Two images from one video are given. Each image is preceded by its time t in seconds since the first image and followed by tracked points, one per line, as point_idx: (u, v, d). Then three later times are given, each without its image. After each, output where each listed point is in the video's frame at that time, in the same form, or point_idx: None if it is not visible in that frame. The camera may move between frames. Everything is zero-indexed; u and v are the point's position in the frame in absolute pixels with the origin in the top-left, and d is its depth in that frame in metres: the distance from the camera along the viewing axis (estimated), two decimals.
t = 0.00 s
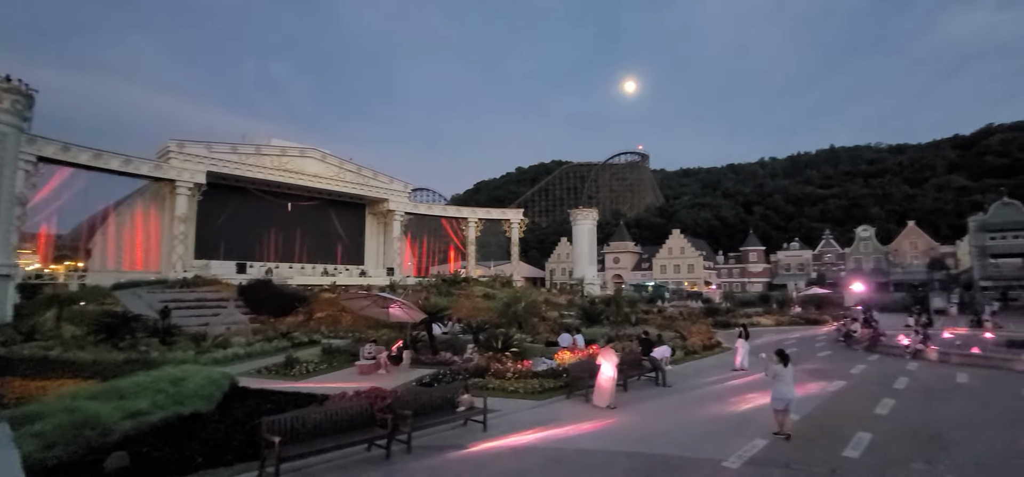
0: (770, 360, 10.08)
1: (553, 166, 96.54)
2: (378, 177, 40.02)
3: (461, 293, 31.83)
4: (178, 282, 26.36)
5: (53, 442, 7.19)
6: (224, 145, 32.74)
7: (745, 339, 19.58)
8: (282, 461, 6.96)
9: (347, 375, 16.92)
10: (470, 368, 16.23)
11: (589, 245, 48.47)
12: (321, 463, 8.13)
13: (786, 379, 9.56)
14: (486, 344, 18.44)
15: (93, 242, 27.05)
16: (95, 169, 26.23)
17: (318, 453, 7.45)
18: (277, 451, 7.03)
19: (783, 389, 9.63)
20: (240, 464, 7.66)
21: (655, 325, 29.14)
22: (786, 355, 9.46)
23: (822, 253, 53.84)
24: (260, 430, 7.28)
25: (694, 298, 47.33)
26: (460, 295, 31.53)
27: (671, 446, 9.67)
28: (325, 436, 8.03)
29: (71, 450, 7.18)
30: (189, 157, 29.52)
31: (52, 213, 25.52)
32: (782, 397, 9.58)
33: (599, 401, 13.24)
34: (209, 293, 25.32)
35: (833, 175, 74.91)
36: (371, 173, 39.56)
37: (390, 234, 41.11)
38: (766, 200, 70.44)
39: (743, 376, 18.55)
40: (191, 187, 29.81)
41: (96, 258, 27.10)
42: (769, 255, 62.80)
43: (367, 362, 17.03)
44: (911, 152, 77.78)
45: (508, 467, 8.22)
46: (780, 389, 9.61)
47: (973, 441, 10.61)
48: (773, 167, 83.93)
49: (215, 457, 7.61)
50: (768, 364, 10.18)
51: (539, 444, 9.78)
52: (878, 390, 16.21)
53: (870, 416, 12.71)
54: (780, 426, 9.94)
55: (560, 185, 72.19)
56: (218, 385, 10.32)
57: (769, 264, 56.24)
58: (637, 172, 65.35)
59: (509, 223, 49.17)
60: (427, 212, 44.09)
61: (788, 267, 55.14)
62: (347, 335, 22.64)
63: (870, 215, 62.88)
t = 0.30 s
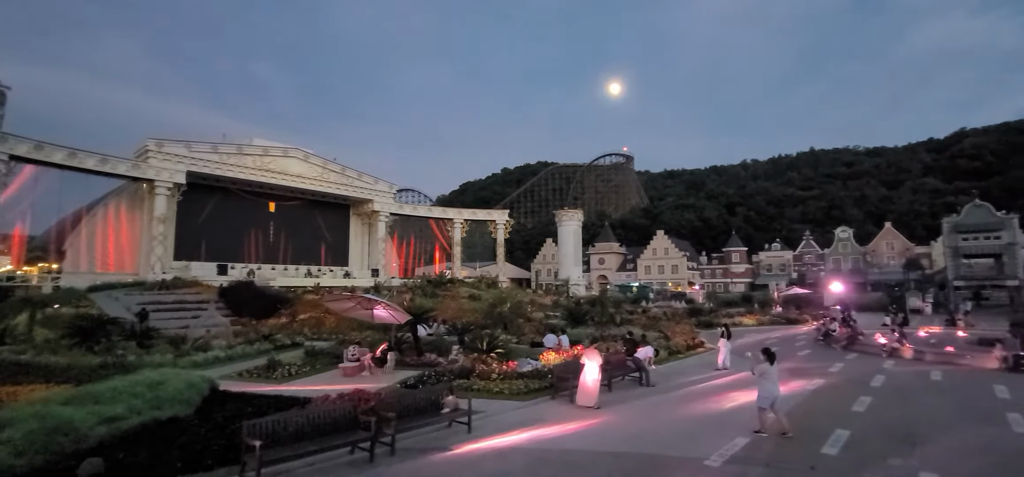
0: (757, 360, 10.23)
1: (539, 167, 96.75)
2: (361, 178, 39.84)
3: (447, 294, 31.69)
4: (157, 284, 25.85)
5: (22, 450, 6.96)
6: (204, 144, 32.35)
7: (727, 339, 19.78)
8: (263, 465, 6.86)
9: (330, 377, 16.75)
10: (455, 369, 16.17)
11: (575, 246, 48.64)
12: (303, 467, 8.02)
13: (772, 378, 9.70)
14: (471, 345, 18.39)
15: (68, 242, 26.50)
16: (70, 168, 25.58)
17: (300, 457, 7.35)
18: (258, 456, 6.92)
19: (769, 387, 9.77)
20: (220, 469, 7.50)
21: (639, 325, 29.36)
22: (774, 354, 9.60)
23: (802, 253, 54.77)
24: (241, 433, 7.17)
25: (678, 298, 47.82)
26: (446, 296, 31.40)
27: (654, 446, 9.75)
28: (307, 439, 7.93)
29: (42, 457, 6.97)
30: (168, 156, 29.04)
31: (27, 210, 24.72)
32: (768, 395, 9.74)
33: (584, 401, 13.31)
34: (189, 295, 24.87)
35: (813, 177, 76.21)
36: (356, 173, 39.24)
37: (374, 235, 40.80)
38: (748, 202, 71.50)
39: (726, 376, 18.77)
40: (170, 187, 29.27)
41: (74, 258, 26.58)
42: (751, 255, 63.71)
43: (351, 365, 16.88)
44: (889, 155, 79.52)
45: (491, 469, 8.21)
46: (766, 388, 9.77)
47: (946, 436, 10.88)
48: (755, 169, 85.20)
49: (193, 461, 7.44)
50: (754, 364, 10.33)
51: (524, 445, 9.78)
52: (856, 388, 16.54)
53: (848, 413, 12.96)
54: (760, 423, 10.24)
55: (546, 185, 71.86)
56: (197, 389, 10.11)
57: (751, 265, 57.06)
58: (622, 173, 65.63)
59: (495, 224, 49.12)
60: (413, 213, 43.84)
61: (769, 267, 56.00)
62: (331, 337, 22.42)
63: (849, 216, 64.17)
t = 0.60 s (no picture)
0: (751, 360, 10.33)
1: (528, 169, 96.84)
2: (350, 177, 39.47)
3: (435, 295, 31.57)
4: (140, 285, 25.44)
5: None
6: (189, 143, 31.90)
7: (713, 340, 19.90)
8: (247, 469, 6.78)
9: (317, 379, 16.64)
10: (443, 370, 16.10)
11: (563, 247, 48.73)
12: (289, 470, 7.95)
13: (767, 378, 9.77)
14: (459, 347, 18.33)
15: (48, 242, 25.60)
16: (50, 167, 25.06)
17: (286, 460, 7.27)
18: (242, 459, 6.82)
19: (763, 387, 9.83)
20: (203, 473, 7.36)
21: (627, 326, 29.50)
22: (768, 355, 9.69)
23: (787, 255, 55.48)
24: (224, 436, 7.07)
25: (665, 300, 48.18)
26: (434, 297, 31.30)
27: (642, 446, 9.80)
28: (294, 442, 7.84)
29: (19, 463, 6.80)
30: (152, 155, 28.61)
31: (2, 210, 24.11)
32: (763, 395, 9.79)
33: (572, 402, 13.32)
34: (173, 296, 24.50)
35: (797, 180, 77.29)
36: (344, 173, 38.91)
37: (362, 236, 40.54)
38: (734, 204, 72.28)
39: (712, 376, 18.95)
40: (154, 187, 28.83)
41: (53, 259, 25.81)
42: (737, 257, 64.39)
43: (337, 366, 16.77)
44: (871, 158, 80.94)
45: (479, 471, 8.17)
46: (761, 387, 9.82)
47: (926, 435, 11.08)
48: (741, 172, 86.15)
49: (176, 465, 7.29)
50: (749, 364, 10.40)
51: (511, 447, 9.77)
52: (840, 388, 16.78)
53: (832, 413, 13.14)
54: (765, 424, 10.28)
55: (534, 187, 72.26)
56: (179, 391, 9.92)
57: (738, 266, 57.68)
58: (611, 175, 65.85)
59: (484, 225, 49.05)
60: (401, 213, 43.61)
61: (755, 268, 56.67)
62: (317, 339, 22.25)
63: (833, 219, 65.10)
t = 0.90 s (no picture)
0: (742, 361, 10.40)
1: (516, 169, 96.87)
2: (337, 177, 39.18)
3: (422, 296, 31.43)
4: (121, 285, 24.99)
5: None
6: (173, 141, 31.09)
7: (699, 340, 20.05)
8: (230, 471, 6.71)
9: (302, 380, 16.49)
10: (429, 371, 16.06)
11: (551, 248, 48.83)
12: (272, 471, 7.88)
13: (758, 379, 9.84)
14: (446, 347, 18.30)
15: (27, 240, 24.97)
16: (28, 164, 24.52)
17: (269, 463, 7.20)
18: (225, 462, 6.74)
19: (754, 387, 9.90)
20: None
21: (614, 327, 29.66)
22: (759, 355, 9.78)
23: (772, 256, 56.18)
24: (206, 439, 6.97)
25: (652, 300, 48.52)
26: (421, 297, 31.18)
27: (628, 446, 9.87)
28: (278, 444, 7.77)
29: None
30: (134, 153, 28.12)
31: None
32: (754, 396, 9.87)
33: (560, 401, 13.37)
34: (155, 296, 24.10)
35: (782, 182, 78.35)
36: (330, 173, 38.60)
37: (349, 236, 40.30)
38: (720, 205, 73.09)
39: (697, 376, 19.14)
40: (136, 186, 28.34)
41: (32, 258, 24.95)
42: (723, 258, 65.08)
43: (323, 368, 16.63)
44: (853, 161, 82.35)
45: (465, 471, 8.18)
46: (752, 388, 9.90)
47: (904, 433, 11.29)
48: (727, 174, 87.15)
49: (155, 468, 7.17)
50: (741, 364, 10.47)
51: (497, 447, 9.79)
52: (821, 387, 17.05)
53: (813, 412, 13.36)
54: (745, 425, 10.31)
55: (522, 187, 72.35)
56: (161, 393, 9.71)
57: (723, 267, 58.28)
58: (598, 176, 66.17)
59: (472, 225, 48.97)
60: (389, 213, 43.39)
61: (740, 269, 57.30)
62: (303, 340, 22.04)
63: (816, 221, 66.10)
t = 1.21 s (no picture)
0: (731, 360, 10.46)
1: (504, 170, 96.91)
2: (324, 176, 38.83)
3: (409, 296, 31.26)
4: (100, 285, 24.50)
5: None
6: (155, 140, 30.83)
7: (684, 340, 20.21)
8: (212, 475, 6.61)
9: (286, 381, 16.33)
10: (416, 372, 16.01)
11: (538, 248, 48.89)
12: (255, 474, 7.78)
13: (745, 378, 9.91)
14: (432, 348, 18.24)
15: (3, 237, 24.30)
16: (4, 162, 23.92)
17: (251, 466, 7.11)
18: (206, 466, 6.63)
19: (743, 387, 9.96)
20: None
21: (600, 327, 29.81)
22: (747, 355, 9.85)
23: (756, 257, 56.90)
24: (186, 442, 6.86)
25: (639, 300, 48.84)
26: (408, 298, 31.02)
27: (614, 445, 9.91)
28: (261, 448, 7.66)
29: None
30: (114, 151, 27.65)
31: None
32: (742, 395, 9.93)
33: (548, 401, 13.39)
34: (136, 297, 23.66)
35: (766, 184, 79.46)
36: (317, 172, 38.23)
37: (336, 236, 40.00)
38: (706, 207, 73.88)
39: (683, 375, 19.32)
40: (116, 184, 27.80)
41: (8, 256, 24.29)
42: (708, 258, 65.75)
43: (308, 369, 16.49)
44: (835, 164, 83.81)
45: (450, 472, 8.17)
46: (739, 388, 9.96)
47: (882, 430, 11.52)
48: (712, 175, 88.12)
49: (134, 472, 7.04)
50: (729, 364, 10.52)
51: (483, 448, 9.77)
52: (803, 386, 17.30)
53: (795, 410, 13.55)
54: (742, 427, 10.17)
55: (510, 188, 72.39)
56: (143, 394, 9.52)
57: (709, 268, 58.87)
58: (586, 177, 66.50)
59: (459, 225, 48.86)
60: (376, 213, 43.12)
61: (725, 270, 57.94)
62: (288, 340, 21.82)
63: (799, 222, 67.09)
